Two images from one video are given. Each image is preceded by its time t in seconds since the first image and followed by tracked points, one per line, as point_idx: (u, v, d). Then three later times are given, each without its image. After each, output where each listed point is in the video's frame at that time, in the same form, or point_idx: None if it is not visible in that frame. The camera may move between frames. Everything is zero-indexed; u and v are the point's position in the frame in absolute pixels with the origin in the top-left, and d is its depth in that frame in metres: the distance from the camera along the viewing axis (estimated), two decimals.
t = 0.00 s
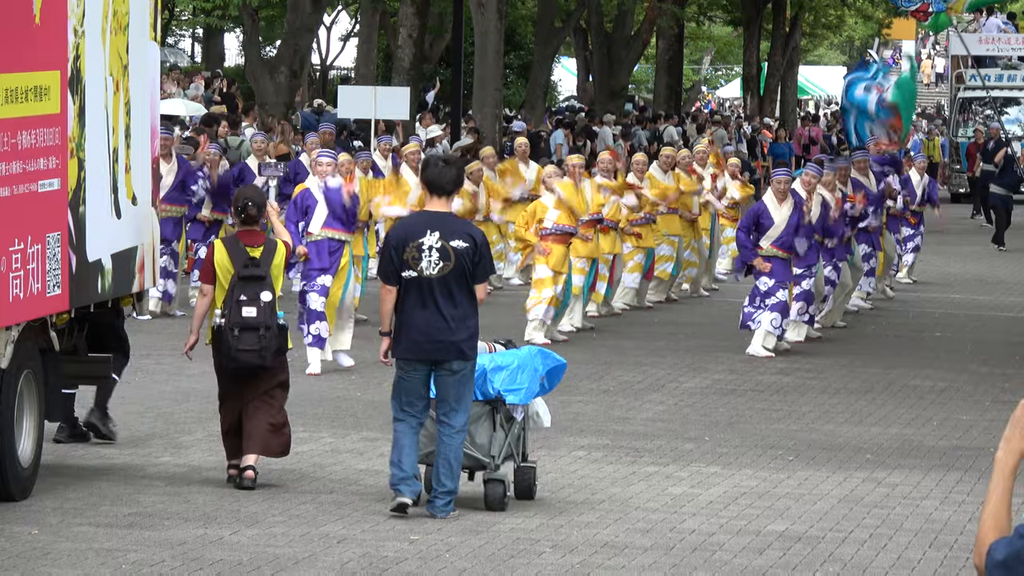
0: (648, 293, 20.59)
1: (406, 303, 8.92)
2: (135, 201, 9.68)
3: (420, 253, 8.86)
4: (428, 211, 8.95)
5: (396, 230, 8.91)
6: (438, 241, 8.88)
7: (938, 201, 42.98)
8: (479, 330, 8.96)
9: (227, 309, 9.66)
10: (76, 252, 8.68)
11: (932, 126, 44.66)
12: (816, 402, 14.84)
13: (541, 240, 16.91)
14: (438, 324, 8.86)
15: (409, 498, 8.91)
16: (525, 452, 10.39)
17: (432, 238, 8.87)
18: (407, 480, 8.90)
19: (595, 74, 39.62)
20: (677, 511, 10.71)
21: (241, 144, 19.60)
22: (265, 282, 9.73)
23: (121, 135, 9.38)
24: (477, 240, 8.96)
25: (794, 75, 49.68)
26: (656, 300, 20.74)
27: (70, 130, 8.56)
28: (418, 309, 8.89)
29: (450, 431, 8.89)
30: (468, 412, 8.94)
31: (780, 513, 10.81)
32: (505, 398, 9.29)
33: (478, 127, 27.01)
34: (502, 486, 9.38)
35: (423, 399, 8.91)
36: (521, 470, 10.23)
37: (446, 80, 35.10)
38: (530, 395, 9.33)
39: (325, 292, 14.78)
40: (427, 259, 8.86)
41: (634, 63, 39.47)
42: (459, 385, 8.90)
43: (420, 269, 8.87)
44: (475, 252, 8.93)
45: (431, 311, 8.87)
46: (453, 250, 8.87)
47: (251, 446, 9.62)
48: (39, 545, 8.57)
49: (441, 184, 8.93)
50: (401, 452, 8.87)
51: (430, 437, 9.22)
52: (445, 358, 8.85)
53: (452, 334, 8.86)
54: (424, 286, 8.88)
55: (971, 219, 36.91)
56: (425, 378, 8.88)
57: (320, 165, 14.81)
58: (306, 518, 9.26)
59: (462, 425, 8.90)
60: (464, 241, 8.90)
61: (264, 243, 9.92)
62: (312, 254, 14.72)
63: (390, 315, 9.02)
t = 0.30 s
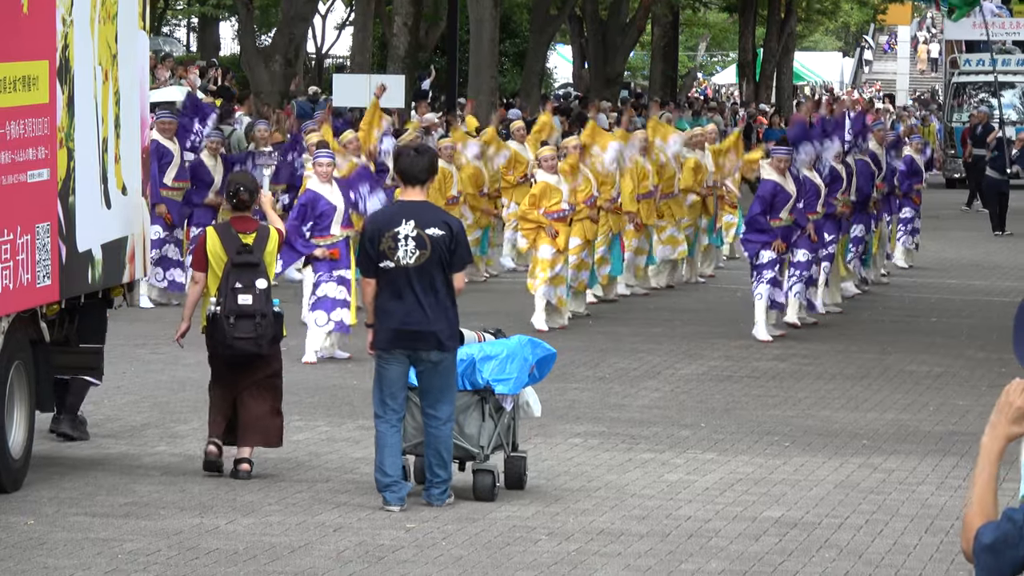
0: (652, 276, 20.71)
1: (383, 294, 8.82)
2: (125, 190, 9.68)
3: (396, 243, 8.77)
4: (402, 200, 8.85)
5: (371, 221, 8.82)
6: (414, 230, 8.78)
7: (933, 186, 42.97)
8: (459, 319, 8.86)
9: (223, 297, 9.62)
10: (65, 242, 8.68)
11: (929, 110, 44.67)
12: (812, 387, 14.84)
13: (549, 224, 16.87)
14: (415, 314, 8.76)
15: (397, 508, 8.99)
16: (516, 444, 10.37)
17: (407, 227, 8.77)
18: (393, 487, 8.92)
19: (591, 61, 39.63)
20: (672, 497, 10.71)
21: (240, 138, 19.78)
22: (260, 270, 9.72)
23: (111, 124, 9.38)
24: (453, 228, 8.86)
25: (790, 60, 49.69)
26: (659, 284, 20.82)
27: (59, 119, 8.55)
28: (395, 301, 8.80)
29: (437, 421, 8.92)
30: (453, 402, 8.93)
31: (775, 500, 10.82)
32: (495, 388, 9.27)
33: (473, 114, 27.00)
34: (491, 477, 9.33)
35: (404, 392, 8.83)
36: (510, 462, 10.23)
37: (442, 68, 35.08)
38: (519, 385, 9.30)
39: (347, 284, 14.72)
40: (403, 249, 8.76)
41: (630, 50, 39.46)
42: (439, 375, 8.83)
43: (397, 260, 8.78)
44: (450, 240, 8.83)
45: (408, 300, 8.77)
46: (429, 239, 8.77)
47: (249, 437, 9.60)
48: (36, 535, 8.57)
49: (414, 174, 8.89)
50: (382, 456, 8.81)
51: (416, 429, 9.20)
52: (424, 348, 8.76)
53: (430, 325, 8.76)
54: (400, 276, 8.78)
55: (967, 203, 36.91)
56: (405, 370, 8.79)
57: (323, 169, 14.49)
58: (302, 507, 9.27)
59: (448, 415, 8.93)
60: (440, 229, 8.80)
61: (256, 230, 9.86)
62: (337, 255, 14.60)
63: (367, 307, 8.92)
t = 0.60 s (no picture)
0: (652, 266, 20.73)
1: (372, 281, 8.81)
2: (119, 183, 9.67)
3: (385, 231, 8.74)
4: (391, 188, 8.80)
5: (359, 208, 8.79)
6: (403, 218, 8.74)
7: (933, 173, 42.95)
8: (449, 307, 8.81)
9: (217, 290, 9.56)
10: (59, 235, 8.68)
11: (929, 97, 44.66)
12: (812, 376, 14.83)
13: (544, 220, 16.99)
14: (403, 300, 8.73)
15: (397, 498, 8.99)
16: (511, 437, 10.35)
17: (396, 215, 8.73)
18: (392, 480, 8.92)
19: (590, 50, 39.61)
20: (672, 487, 10.71)
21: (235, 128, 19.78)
22: (253, 263, 9.68)
23: (104, 117, 9.37)
24: (443, 216, 8.79)
25: (789, 48, 49.57)
26: (659, 273, 20.84)
27: (51, 112, 8.55)
28: (385, 288, 8.77)
29: (423, 410, 8.82)
30: (442, 391, 8.84)
31: (775, 488, 10.81)
32: (488, 379, 9.21)
33: (472, 105, 26.99)
34: (485, 469, 9.28)
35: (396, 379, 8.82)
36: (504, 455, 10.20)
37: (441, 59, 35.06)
38: (513, 376, 9.23)
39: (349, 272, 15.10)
40: (392, 237, 8.73)
41: (630, 39, 39.42)
42: (430, 364, 8.78)
43: (386, 248, 8.75)
44: (440, 228, 8.76)
45: (396, 288, 8.74)
46: (417, 227, 8.72)
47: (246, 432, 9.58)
48: (35, 527, 8.58)
49: (405, 162, 8.80)
50: (379, 448, 8.82)
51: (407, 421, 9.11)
52: (413, 336, 8.73)
53: (418, 313, 8.72)
54: (388, 264, 8.76)
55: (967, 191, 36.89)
56: (396, 358, 8.77)
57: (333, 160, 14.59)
58: (302, 498, 9.26)
59: (436, 404, 8.84)
60: (429, 218, 8.73)
61: (249, 222, 9.83)
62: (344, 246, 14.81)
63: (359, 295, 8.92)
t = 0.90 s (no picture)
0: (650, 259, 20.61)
1: (374, 276, 8.75)
2: (117, 174, 9.67)
3: (386, 224, 8.71)
4: (395, 181, 8.78)
5: (361, 202, 8.76)
6: (405, 212, 8.72)
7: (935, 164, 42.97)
8: (450, 303, 8.76)
9: (206, 281, 9.50)
10: (58, 228, 8.67)
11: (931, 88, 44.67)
12: (816, 367, 14.83)
13: (531, 214, 16.90)
14: (405, 295, 8.68)
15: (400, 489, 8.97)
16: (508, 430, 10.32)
17: (398, 208, 8.71)
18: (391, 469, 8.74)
19: (593, 42, 39.62)
20: (676, 478, 10.71)
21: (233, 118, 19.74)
22: (243, 254, 9.61)
23: (103, 109, 9.37)
24: (445, 210, 8.79)
25: (792, 40, 49.54)
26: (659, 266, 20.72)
27: (50, 104, 8.55)
28: (385, 282, 8.73)
29: (417, 402, 8.68)
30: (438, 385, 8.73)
31: (779, 479, 10.81)
32: (486, 372, 9.18)
33: (475, 96, 26.98)
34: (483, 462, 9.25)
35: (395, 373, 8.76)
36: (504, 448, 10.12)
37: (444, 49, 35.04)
38: (512, 368, 9.21)
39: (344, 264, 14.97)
40: (393, 231, 8.70)
41: (632, 30, 39.40)
42: (429, 360, 8.68)
43: (387, 242, 8.71)
44: (441, 221, 8.76)
45: (398, 282, 8.69)
46: (420, 221, 8.71)
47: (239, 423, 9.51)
48: (39, 518, 8.58)
49: (407, 154, 8.78)
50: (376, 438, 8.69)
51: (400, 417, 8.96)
52: (412, 331, 8.66)
53: (420, 307, 8.67)
54: (390, 258, 8.71)
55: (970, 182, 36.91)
56: (397, 352, 8.72)
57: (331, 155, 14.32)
58: (306, 489, 9.26)
59: (430, 397, 8.70)
60: (431, 211, 8.73)
61: (238, 214, 9.74)
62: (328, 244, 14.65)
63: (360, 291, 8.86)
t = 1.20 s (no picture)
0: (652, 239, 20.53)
1: (384, 271, 8.74)
2: (123, 169, 9.66)
3: (396, 219, 8.69)
4: (406, 177, 8.75)
5: (372, 196, 8.74)
6: (415, 207, 8.69)
7: (945, 158, 42.90)
8: (460, 299, 8.75)
9: (210, 277, 9.46)
10: (63, 223, 8.66)
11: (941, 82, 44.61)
12: (826, 360, 14.82)
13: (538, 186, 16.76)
14: (415, 291, 8.68)
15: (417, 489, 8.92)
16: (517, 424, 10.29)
17: (408, 204, 8.68)
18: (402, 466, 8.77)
19: (603, 35, 39.60)
20: (687, 471, 10.71)
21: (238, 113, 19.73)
22: (246, 248, 9.53)
23: (108, 103, 9.36)
24: (456, 206, 8.73)
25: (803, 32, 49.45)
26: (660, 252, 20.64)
27: (54, 99, 8.55)
28: (396, 277, 8.72)
29: (426, 402, 8.71)
30: (446, 383, 8.74)
31: (790, 473, 10.81)
32: (492, 367, 9.09)
33: (484, 90, 26.95)
34: (489, 457, 9.21)
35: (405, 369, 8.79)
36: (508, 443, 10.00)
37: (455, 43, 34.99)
38: (517, 363, 9.14)
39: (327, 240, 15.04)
40: (403, 226, 8.68)
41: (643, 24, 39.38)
42: (438, 357, 8.68)
43: (396, 237, 8.70)
44: (452, 218, 8.72)
45: (408, 278, 8.69)
46: (430, 217, 8.67)
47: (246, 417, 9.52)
48: (53, 513, 8.61)
49: (422, 151, 8.74)
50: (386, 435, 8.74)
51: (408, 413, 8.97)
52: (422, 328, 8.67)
53: (430, 304, 8.67)
54: (401, 253, 8.70)
55: (980, 175, 36.86)
56: (406, 348, 8.74)
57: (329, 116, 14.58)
58: (317, 483, 9.27)
59: (438, 396, 8.72)
60: (442, 207, 8.69)
61: (242, 207, 9.69)
62: (336, 208, 14.62)
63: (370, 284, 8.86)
